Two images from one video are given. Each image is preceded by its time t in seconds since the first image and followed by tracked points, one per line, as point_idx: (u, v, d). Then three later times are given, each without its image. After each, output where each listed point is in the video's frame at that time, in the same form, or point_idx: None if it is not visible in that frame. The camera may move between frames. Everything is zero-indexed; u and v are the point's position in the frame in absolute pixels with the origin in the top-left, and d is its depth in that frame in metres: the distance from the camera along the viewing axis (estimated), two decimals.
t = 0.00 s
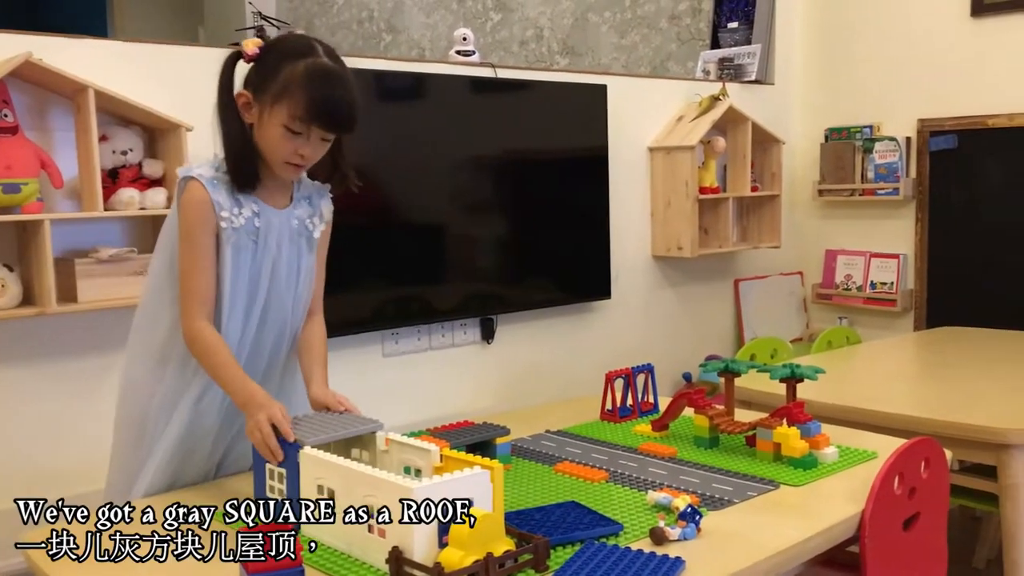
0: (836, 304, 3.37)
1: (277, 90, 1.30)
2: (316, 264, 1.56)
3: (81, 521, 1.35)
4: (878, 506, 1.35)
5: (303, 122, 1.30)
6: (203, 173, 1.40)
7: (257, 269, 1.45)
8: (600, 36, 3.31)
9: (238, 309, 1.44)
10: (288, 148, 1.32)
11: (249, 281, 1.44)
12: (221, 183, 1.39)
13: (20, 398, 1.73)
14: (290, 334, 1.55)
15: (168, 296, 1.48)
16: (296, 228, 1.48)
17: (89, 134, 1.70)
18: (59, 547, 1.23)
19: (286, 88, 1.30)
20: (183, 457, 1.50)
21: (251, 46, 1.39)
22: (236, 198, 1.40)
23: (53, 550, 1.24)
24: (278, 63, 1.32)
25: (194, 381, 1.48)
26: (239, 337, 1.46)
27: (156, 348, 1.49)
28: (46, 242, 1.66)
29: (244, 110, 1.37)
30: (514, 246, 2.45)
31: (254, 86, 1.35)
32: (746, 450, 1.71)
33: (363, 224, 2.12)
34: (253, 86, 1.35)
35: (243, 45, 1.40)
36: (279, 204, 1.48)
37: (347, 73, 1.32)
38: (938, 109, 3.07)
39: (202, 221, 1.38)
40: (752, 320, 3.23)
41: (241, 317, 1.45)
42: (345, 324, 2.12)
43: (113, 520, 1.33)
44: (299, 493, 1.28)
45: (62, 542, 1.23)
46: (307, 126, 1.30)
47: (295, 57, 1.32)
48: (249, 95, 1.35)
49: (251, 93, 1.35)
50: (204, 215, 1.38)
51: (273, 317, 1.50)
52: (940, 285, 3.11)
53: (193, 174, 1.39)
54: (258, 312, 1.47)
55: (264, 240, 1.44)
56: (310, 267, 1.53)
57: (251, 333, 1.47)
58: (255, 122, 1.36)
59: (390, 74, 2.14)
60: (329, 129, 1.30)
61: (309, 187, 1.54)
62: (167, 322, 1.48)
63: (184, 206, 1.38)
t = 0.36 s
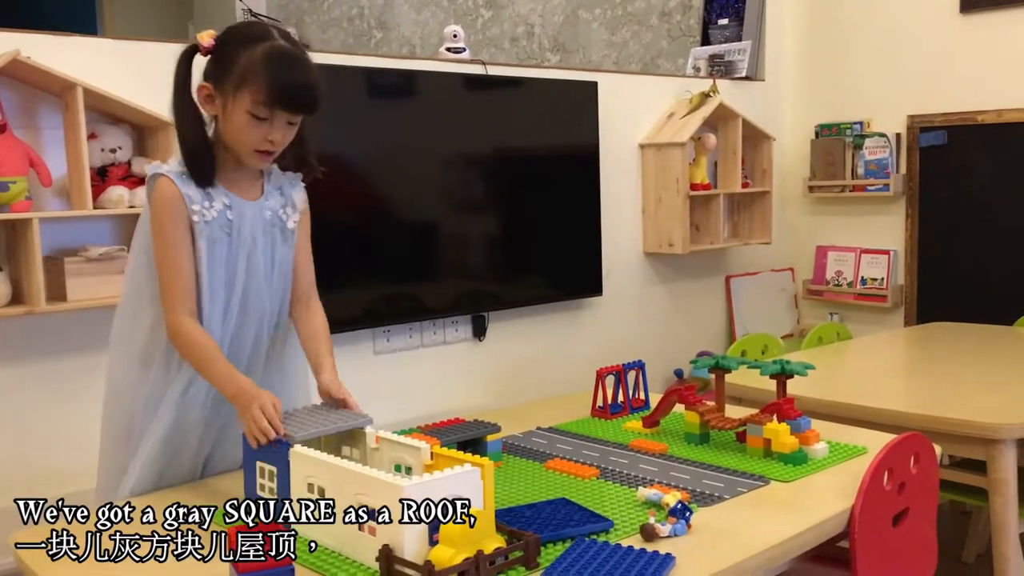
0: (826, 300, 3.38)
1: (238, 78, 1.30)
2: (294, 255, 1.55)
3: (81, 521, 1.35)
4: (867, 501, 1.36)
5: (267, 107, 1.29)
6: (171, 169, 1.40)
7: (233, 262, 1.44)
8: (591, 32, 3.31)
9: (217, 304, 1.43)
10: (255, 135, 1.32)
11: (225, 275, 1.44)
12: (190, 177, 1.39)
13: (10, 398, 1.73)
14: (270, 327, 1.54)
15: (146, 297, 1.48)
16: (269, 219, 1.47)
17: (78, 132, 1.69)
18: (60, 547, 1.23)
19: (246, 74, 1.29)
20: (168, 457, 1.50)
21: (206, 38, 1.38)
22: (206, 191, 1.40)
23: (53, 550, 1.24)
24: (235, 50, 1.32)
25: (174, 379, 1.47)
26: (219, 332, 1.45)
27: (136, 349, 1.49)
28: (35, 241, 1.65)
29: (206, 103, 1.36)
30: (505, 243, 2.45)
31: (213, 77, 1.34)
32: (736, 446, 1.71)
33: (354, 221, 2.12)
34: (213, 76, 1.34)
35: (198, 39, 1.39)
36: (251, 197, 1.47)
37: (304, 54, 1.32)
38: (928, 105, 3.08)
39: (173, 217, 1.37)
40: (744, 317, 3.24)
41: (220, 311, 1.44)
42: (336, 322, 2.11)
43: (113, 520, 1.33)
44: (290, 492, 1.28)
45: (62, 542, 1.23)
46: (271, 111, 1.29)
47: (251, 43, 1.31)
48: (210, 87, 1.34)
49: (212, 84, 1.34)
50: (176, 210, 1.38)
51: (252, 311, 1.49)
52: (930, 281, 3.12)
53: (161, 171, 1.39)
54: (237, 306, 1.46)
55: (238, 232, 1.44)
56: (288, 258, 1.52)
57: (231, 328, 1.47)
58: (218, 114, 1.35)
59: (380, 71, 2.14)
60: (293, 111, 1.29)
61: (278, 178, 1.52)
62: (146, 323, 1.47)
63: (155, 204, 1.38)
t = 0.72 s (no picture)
0: (824, 298, 3.39)
1: (206, 70, 1.29)
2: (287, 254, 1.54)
3: (81, 521, 1.35)
4: (866, 499, 1.36)
5: (237, 97, 1.28)
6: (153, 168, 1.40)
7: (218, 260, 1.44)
8: (587, 30, 3.31)
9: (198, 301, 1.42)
10: (229, 126, 1.31)
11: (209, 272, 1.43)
12: (171, 174, 1.39)
13: (7, 400, 1.72)
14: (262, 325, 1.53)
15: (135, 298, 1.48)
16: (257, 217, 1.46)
17: (74, 132, 1.69)
18: (59, 547, 1.23)
19: (213, 67, 1.28)
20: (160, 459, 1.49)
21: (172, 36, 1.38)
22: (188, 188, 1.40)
23: (53, 550, 1.24)
24: (201, 44, 1.31)
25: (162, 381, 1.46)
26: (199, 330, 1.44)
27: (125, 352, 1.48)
28: (31, 242, 1.65)
29: (179, 100, 1.35)
30: (502, 242, 2.45)
31: (183, 72, 1.33)
32: (734, 444, 1.71)
33: (351, 221, 2.12)
34: (181, 72, 1.34)
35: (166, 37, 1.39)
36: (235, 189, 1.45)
37: (268, 41, 1.32)
38: (925, 102, 3.08)
39: (152, 215, 1.38)
40: (741, 315, 3.24)
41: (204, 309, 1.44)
42: (334, 322, 2.11)
43: (113, 520, 1.33)
44: (288, 493, 1.28)
45: (62, 542, 1.23)
46: (241, 100, 1.29)
47: (216, 35, 1.31)
48: (180, 83, 1.34)
49: (183, 80, 1.34)
50: (155, 208, 1.38)
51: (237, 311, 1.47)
52: (928, 279, 3.12)
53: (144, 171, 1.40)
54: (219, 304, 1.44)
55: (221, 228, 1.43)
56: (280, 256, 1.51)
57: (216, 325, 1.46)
58: (191, 109, 1.34)
59: (377, 71, 2.14)
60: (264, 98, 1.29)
61: (267, 177, 1.51)
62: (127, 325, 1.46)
63: (136, 203, 1.38)
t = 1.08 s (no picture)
0: (821, 299, 3.39)
1: (208, 79, 1.29)
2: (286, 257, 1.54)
3: (81, 521, 1.35)
4: (862, 501, 1.36)
5: (240, 104, 1.29)
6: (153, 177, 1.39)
7: (218, 265, 1.43)
8: (583, 33, 3.28)
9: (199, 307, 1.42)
10: (233, 133, 1.32)
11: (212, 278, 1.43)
12: (171, 183, 1.39)
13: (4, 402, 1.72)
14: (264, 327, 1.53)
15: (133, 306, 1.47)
16: (260, 224, 1.47)
17: (71, 135, 1.69)
18: (59, 547, 1.23)
19: (215, 75, 1.29)
20: (159, 461, 1.49)
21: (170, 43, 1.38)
22: (189, 196, 1.40)
23: (53, 550, 1.24)
24: (202, 51, 1.31)
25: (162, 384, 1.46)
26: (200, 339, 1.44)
27: (126, 359, 1.47)
28: (28, 244, 1.65)
29: (181, 108, 1.36)
30: (499, 244, 2.45)
31: (184, 81, 1.34)
32: (730, 446, 1.72)
33: (348, 224, 2.12)
34: (183, 80, 1.34)
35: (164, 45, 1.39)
36: (236, 199, 1.46)
37: (268, 45, 1.32)
38: (921, 104, 3.09)
39: (155, 228, 1.37)
40: (738, 317, 3.24)
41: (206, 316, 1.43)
42: (331, 324, 2.11)
43: (112, 520, 1.33)
44: (285, 494, 1.27)
45: (62, 542, 1.23)
46: (244, 107, 1.30)
47: (216, 42, 1.31)
48: (182, 91, 1.34)
49: (184, 89, 1.34)
50: (157, 219, 1.37)
51: (238, 317, 1.48)
52: (924, 280, 3.13)
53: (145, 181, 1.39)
54: (220, 310, 1.45)
55: (223, 236, 1.42)
56: (280, 257, 1.51)
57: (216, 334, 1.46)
58: (195, 117, 1.35)
59: (373, 73, 2.14)
60: (267, 104, 1.30)
61: (270, 184, 1.52)
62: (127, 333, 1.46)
63: (139, 214, 1.37)
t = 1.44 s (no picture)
0: (815, 300, 3.39)
1: (236, 85, 1.27)
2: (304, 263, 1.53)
3: (80, 521, 1.35)
4: (856, 500, 1.37)
5: (265, 115, 1.27)
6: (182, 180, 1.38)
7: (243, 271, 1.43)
8: (578, 33, 3.30)
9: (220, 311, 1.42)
10: (256, 142, 1.30)
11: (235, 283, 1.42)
12: (201, 187, 1.37)
13: None
14: (277, 330, 1.54)
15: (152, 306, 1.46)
16: (285, 229, 1.46)
17: (64, 133, 1.68)
18: (59, 547, 1.23)
19: (242, 82, 1.27)
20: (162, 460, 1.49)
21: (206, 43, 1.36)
22: (219, 202, 1.38)
23: (52, 549, 1.23)
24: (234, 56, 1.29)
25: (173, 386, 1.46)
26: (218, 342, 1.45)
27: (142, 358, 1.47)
28: (21, 243, 1.64)
29: (211, 108, 1.35)
30: (494, 244, 2.45)
31: (214, 83, 1.32)
32: (724, 446, 1.72)
33: (343, 224, 2.11)
34: (213, 82, 1.32)
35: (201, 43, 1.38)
36: (261, 204, 1.45)
37: (301, 56, 1.29)
38: (915, 105, 3.09)
39: (182, 232, 1.36)
40: (732, 317, 3.25)
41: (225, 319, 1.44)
42: (326, 324, 2.11)
43: (112, 520, 1.33)
44: (278, 494, 1.27)
45: (62, 542, 1.23)
46: (270, 118, 1.27)
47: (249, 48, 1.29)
48: (211, 92, 1.33)
49: (213, 91, 1.32)
50: (187, 224, 1.36)
51: (256, 319, 1.49)
52: (917, 280, 3.13)
53: (174, 183, 1.38)
54: (241, 313, 1.46)
55: (250, 243, 1.41)
56: (300, 265, 1.51)
57: (233, 336, 1.47)
58: (222, 120, 1.33)
59: (369, 72, 2.13)
60: (292, 117, 1.28)
61: (295, 187, 1.50)
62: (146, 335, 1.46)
63: (167, 216, 1.36)
